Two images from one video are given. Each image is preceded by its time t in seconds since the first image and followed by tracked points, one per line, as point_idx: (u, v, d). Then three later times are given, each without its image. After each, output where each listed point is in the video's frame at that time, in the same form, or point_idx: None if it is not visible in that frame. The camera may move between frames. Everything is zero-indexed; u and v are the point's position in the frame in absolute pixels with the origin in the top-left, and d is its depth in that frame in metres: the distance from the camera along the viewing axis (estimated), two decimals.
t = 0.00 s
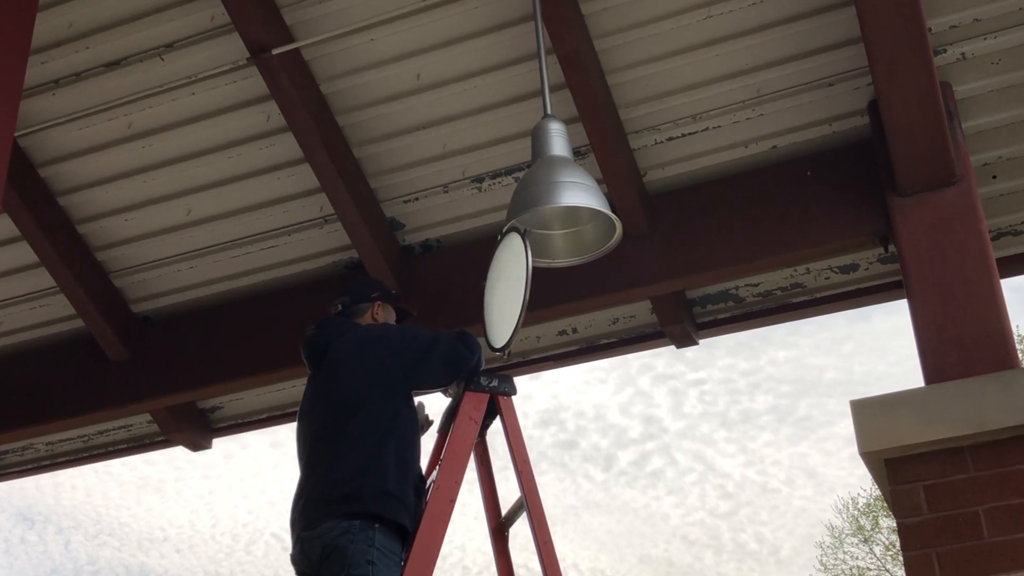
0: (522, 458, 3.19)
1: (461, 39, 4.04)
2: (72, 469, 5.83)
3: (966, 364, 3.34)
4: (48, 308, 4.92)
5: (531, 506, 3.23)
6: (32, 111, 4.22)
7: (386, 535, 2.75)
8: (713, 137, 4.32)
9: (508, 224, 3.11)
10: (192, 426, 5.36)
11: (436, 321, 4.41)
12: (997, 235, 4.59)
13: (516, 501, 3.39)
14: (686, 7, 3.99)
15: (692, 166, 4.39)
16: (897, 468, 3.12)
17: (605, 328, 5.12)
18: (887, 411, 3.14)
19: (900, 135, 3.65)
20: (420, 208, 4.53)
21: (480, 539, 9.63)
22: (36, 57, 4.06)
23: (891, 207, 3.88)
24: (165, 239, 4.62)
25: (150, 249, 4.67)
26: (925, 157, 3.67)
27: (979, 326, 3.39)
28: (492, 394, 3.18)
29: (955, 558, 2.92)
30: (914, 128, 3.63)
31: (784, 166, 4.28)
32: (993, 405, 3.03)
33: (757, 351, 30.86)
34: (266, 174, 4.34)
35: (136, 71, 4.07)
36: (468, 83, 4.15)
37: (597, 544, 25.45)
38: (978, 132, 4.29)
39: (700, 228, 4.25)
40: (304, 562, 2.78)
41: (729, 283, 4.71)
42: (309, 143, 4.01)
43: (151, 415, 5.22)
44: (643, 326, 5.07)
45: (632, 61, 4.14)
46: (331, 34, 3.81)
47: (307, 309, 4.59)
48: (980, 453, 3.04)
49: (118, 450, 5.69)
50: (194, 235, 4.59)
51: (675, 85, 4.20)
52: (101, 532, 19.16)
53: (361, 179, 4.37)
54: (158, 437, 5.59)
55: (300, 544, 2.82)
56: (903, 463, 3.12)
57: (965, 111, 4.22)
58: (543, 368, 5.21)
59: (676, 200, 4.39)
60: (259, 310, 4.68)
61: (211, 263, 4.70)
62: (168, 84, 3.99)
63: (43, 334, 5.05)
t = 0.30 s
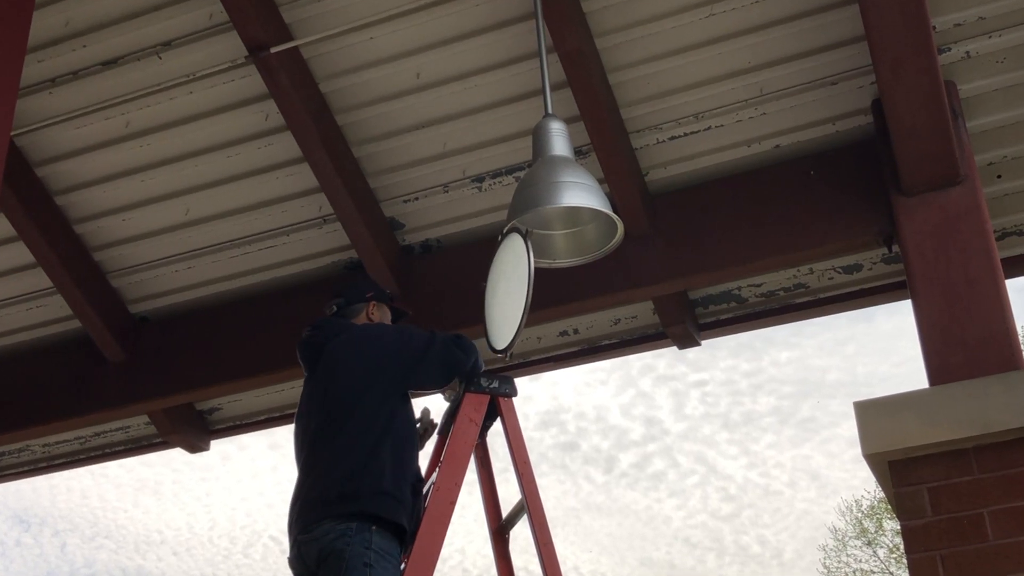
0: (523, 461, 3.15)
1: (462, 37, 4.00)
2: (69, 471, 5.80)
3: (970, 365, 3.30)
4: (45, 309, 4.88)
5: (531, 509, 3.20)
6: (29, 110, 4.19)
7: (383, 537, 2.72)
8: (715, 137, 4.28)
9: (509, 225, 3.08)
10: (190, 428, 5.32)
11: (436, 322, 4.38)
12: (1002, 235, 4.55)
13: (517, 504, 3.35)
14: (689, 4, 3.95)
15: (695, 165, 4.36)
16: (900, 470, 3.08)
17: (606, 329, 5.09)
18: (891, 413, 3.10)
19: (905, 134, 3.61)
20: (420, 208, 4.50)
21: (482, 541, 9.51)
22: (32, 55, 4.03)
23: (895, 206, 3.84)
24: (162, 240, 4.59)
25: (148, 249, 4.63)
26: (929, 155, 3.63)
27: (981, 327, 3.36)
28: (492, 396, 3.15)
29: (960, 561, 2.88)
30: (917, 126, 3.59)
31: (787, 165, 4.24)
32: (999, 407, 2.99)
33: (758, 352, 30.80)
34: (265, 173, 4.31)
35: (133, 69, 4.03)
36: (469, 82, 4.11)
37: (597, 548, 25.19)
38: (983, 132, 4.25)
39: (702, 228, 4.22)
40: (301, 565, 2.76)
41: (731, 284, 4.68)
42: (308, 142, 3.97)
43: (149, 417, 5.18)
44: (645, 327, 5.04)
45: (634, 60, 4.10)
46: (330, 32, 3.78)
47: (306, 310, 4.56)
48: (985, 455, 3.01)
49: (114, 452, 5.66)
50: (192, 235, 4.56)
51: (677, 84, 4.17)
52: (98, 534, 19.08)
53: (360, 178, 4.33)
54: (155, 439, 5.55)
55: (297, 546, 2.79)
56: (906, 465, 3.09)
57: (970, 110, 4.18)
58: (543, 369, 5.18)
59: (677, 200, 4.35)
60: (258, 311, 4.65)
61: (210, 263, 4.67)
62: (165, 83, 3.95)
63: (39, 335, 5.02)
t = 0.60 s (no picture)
0: (524, 462, 3.11)
1: (462, 35, 3.97)
2: (66, 473, 5.77)
3: (975, 366, 3.27)
4: (41, 309, 4.85)
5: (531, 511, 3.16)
6: (24, 109, 4.16)
7: (384, 539, 2.69)
8: (718, 136, 4.24)
9: (509, 225, 3.05)
10: (188, 429, 5.29)
11: (436, 321, 4.34)
12: (1006, 235, 4.51)
13: (517, 506, 3.32)
14: (691, 2, 3.92)
15: (697, 165, 4.32)
16: (904, 472, 3.05)
17: (608, 330, 5.05)
18: (893, 415, 3.07)
19: (909, 133, 3.58)
20: (420, 208, 4.46)
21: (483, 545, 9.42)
22: (29, 54, 4.00)
23: (899, 206, 3.80)
24: (160, 240, 4.56)
25: (146, 249, 4.60)
26: (934, 154, 3.60)
27: (987, 327, 3.32)
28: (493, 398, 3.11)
29: (964, 564, 2.85)
30: (922, 124, 3.55)
31: (790, 165, 4.21)
32: (1004, 408, 2.96)
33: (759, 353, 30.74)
34: (263, 173, 4.27)
35: (130, 68, 4.00)
36: (469, 81, 4.08)
37: (598, 550, 25.02)
38: (987, 131, 4.22)
39: (704, 228, 4.18)
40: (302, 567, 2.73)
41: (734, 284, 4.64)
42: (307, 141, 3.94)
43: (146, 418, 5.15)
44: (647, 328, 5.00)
45: (635, 58, 4.07)
46: (328, 31, 3.74)
47: (305, 310, 4.52)
48: (989, 457, 2.97)
49: (111, 454, 5.64)
50: (190, 235, 4.52)
51: (679, 82, 4.13)
52: (94, 538, 18.86)
53: (360, 178, 4.30)
54: (153, 441, 5.52)
55: (296, 548, 2.76)
56: (910, 467, 3.05)
57: (975, 109, 4.15)
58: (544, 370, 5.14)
59: (680, 199, 4.31)
60: (256, 312, 4.62)
61: (208, 263, 4.63)
62: (162, 81, 3.92)
63: (36, 336, 4.99)
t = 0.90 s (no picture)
0: (525, 463, 3.08)
1: (462, 34, 3.93)
2: (63, 475, 5.74)
3: (981, 366, 3.23)
4: (38, 310, 4.82)
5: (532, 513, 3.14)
6: (21, 108, 4.13)
7: (383, 542, 2.65)
8: (720, 135, 4.21)
9: (510, 224, 3.01)
10: (185, 431, 5.26)
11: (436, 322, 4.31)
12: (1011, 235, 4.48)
13: (518, 509, 3.30)
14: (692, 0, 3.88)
15: (699, 164, 4.28)
16: (908, 473, 3.01)
17: (609, 330, 5.02)
18: (898, 415, 3.02)
19: (913, 133, 3.54)
20: (420, 207, 4.43)
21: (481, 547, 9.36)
22: (25, 52, 3.96)
23: (903, 205, 3.77)
24: (157, 240, 4.53)
25: (143, 249, 4.57)
26: (938, 153, 3.56)
27: (992, 327, 3.29)
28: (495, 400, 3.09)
29: (969, 567, 2.81)
30: (926, 122, 3.51)
31: (793, 164, 4.17)
32: (1010, 410, 2.93)
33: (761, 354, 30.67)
34: (262, 172, 4.24)
35: (128, 67, 3.97)
36: (469, 79, 4.04)
37: (600, 553, 24.08)
38: (992, 130, 4.18)
39: (706, 228, 4.14)
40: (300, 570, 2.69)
41: (736, 284, 4.60)
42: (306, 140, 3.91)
43: (144, 420, 5.12)
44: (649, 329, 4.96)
45: (638, 56, 4.03)
46: (327, 29, 3.71)
47: (304, 311, 4.49)
48: (995, 458, 2.94)
49: (109, 456, 5.61)
50: (188, 235, 4.49)
51: (681, 81, 4.10)
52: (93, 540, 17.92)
53: (360, 177, 4.27)
54: (150, 442, 5.49)
55: (295, 552, 2.72)
56: (914, 468, 3.01)
57: (980, 107, 4.11)
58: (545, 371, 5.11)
59: (682, 199, 4.28)
60: (254, 312, 4.59)
61: (206, 264, 4.60)
62: (160, 80, 3.89)
63: (33, 337, 4.95)
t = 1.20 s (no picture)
0: (526, 466, 3.09)
1: (462, 32, 3.90)
2: (59, 477, 5.71)
3: (985, 367, 3.20)
4: (35, 311, 4.79)
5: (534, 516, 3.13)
6: (17, 107, 4.10)
7: (381, 547, 2.62)
8: (722, 134, 4.17)
9: (510, 223, 2.97)
10: (183, 433, 5.22)
11: (436, 322, 4.28)
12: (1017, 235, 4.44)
13: (519, 511, 3.29)
14: None
15: (701, 163, 4.25)
16: (912, 476, 2.98)
17: (611, 331, 4.98)
18: (902, 417, 2.99)
19: (917, 132, 3.51)
20: (419, 207, 4.39)
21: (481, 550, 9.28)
22: (22, 51, 3.93)
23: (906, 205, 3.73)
24: (155, 240, 4.49)
25: (141, 249, 4.53)
26: (942, 152, 3.52)
27: (997, 327, 3.26)
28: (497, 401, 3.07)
29: (975, 570, 2.79)
30: (930, 121, 3.47)
31: (796, 163, 4.14)
32: (1016, 412, 2.90)
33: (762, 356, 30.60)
34: (260, 171, 4.21)
35: (125, 65, 3.94)
36: (469, 78, 4.01)
37: (603, 557, 23.23)
38: (997, 129, 4.14)
39: (709, 228, 4.11)
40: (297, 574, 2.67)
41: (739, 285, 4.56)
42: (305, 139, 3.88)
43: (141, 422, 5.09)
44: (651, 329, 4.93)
45: (639, 55, 4.00)
46: (326, 27, 3.68)
47: (303, 312, 4.46)
48: (1000, 460, 2.91)
49: (106, 458, 5.58)
50: (186, 235, 4.46)
51: (683, 80, 4.06)
52: (88, 543, 17.20)
53: (359, 176, 4.24)
54: (147, 444, 5.46)
55: (292, 554, 2.70)
56: (919, 471, 2.99)
57: (984, 106, 4.07)
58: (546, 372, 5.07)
59: (684, 198, 4.24)
60: (253, 313, 4.55)
61: (204, 264, 4.57)
62: (157, 79, 3.85)
63: (30, 338, 4.92)
